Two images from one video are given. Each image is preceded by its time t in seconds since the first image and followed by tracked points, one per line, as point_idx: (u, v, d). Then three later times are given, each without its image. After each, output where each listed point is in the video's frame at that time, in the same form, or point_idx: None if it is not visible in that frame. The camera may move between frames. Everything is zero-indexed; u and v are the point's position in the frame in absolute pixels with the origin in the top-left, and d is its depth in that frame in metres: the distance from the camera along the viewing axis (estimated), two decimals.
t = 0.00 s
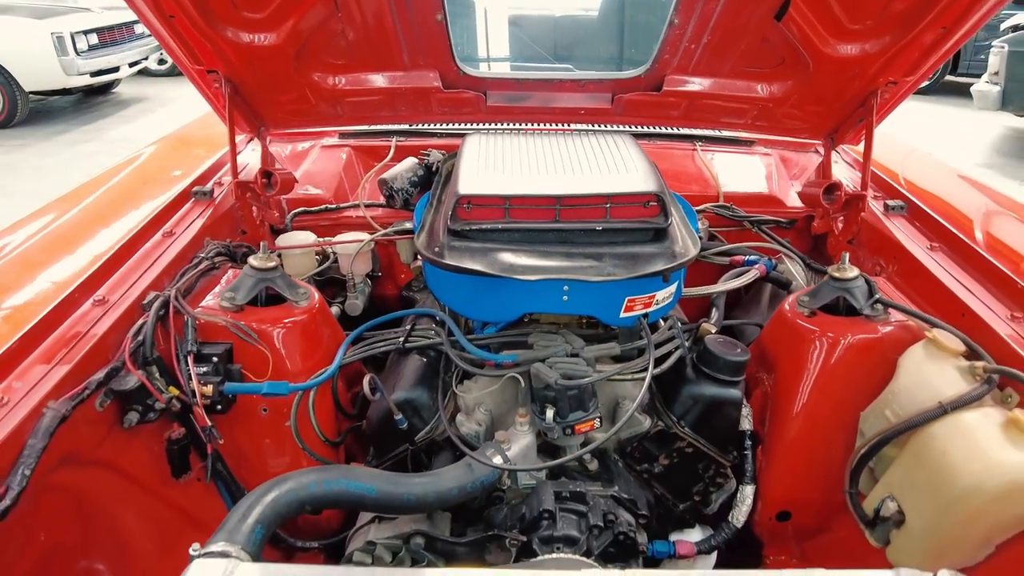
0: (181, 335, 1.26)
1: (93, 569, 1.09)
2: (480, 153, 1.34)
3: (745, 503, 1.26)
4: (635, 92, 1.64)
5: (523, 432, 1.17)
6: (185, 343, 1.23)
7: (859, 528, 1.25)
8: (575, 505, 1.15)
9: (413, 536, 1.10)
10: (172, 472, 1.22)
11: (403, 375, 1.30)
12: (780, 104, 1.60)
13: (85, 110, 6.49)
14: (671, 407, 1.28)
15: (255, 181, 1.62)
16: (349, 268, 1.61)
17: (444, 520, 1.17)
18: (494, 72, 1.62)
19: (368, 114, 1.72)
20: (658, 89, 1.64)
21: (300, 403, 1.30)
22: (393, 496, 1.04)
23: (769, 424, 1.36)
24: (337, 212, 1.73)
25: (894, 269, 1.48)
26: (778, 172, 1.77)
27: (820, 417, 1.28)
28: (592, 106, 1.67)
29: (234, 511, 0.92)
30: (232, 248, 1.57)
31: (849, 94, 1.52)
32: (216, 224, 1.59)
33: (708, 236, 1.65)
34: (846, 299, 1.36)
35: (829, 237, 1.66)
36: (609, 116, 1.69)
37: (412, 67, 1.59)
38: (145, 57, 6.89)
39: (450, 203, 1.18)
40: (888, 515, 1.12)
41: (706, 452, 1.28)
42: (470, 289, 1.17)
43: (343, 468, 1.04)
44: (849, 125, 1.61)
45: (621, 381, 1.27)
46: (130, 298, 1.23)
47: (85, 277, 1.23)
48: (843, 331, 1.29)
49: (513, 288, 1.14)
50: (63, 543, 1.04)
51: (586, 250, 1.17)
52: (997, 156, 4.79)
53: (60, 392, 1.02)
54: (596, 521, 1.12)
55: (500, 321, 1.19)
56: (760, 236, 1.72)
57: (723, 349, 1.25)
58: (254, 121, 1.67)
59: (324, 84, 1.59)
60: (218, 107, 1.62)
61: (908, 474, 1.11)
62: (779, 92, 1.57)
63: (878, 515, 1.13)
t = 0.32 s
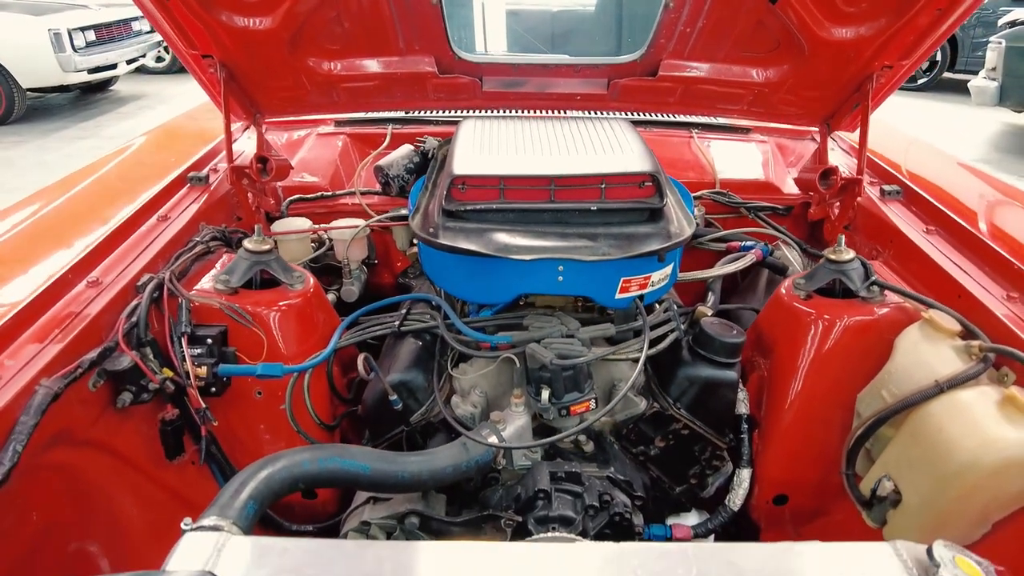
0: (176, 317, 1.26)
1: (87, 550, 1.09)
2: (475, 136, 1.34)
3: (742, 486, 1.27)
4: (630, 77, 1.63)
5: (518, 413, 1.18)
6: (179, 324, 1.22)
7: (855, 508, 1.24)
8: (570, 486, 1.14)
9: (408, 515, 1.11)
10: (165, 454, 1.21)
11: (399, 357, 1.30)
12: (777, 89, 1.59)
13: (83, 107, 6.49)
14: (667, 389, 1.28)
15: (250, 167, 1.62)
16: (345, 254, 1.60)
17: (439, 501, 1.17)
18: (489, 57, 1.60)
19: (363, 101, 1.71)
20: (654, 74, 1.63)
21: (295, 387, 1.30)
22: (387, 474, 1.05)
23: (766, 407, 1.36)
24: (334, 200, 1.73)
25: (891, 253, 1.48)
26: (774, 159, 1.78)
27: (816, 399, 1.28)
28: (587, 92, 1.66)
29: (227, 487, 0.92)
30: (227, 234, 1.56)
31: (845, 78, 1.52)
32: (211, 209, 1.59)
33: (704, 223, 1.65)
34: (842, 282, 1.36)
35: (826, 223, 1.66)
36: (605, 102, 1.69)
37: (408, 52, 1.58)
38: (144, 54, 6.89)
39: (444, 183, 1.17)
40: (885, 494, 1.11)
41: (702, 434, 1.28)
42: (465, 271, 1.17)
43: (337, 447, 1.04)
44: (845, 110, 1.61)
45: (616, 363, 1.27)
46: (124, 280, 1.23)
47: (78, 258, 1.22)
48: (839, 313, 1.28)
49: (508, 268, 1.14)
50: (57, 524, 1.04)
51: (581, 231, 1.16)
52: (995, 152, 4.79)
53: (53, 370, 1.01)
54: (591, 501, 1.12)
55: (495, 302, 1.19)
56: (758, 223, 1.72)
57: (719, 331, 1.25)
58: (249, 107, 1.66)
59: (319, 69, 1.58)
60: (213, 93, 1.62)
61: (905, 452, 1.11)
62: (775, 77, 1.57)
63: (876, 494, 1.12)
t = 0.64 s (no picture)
0: (164, 298, 1.24)
1: (72, 532, 1.08)
2: (469, 113, 1.31)
3: (742, 471, 1.24)
4: (628, 58, 1.60)
5: (514, 394, 1.16)
6: (168, 305, 1.20)
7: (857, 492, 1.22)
8: (566, 469, 1.13)
9: (400, 497, 1.08)
10: (153, 437, 1.19)
11: (393, 339, 1.28)
12: (775, 71, 1.58)
13: (80, 103, 6.46)
14: (665, 370, 1.25)
15: (242, 150, 1.59)
16: (338, 238, 1.58)
17: (432, 485, 1.15)
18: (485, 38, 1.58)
19: (357, 83, 1.69)
20: (652, 54, 1.60)
21: (286, 370, 1.27)
22: (379, 454, 1.03)
23: (765, 391, 1.34)
24: (328, 184, 1.71)
25: (891, 236, 1.46)
26: (773, 144, 1.77)
27: (817, 381, 1.26)
28: (584, 74, 1.64)
29: (213, 466, 0.89)
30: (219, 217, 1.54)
31: (845, 59, 1.50)
32: (202, 192, 1.56)
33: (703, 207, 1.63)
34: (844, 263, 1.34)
35: (826, 207, 1.64)
36: (602, 84, 1.67)
37: (401, 33, 1.56)
38: (140, 51, 6.86)
39: (438, 160, 1.15)
40: (887, 476, 1.09)
41: (701, 417, 1.25)
42: (458, 250, 1.15)
43: (327, 426, 1.02)
44: (845, 92, 1.61)
45: (613, 345, 1.25)
46: (111, 259, 1.21)
47: (63, 238, 1.20)
48: (840, 294, 1.26)
49: (502, 246, 1.12)
50: (41, 507, 1.02)
51: (577, 208, 1.14)
52: (994, 146, 4.78)
53: (35, 348, 0.99)
54: (587, 483, 1.11)
55: (489, 282, 1.17)
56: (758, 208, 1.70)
57: (720, 313, 1.24)
58: (242, 90, 1.65)
59: (312, 50, 1.56)
60: (207, 76, 1.61)
61: (908, 433, 1.08)
62: (774, 57, 1.54)
63: (878, 476, 1.10)
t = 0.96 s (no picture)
0: (150, 285, 1.21)
1: (50, 520, 1.06)
2: (461, 95, 1.27)
3: (741, 462, 1.22)
4: (626, 42, 1.57)
5: (507, 382, 1.13)
6: (153, 291, 1.17)
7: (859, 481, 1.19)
8: (561, 458, 1.10)
9: (390, 487, 1.06)
10: (137, 426, 1.16)
11: (384, 327, 1.25)
12: (775, 55, 1.55)
13: (76, 99, 6.42)
14: (663, 358, 1.22)
15: (231, 135, 1.55)
16: (330, 226, 1.55)
17: (424, 475, 1.12)
18: (480, 22, 1.55)
19: (350, 69, 1.66)
20: (649, 39, 1.57)
21: (275, 359, 1.24)
22: (367, 442, 1.00)
23: (765, 380, 1.31)
24: (319, 173, 1.68)
25: (894, 223, 1.43)
26: (773, 132, 1.74)
27: (818, 370, 1.23)
28: (580, 59, 1.61)
29: (195, 453, 0.86)
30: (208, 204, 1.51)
31: (847, 42, 1.47)
32: (191, 178, 1.54)
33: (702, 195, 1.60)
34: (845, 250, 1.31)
35: (827, 195, 1.61)
36: (599, 70, 1.64)
37: (393, 17, 1.52)
38: (137, 47, 6.83)
39: (429, 141, 1.11)
40: (890, 466, 1.06)
41: (698, 406, 1.22)
42: (450, 234, 1.12)
43: (314, 414, 0.99)
44: (846, 78, 1.58)
45: (608, 332, 1.22)
46: (95, 245, 1.17)
47: (46, 222, 1.17)
48: (841, 280, 1.23)
49: (495, 230, 1.09)
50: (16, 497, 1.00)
51: (572, 191, 1.11)
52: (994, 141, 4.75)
53: (13, 333, 0.96)
54: (582, 473, 1.08)
55: (482, 268, 1.14)
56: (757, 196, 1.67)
57: (719, 300, 1.21)
58: (232, 75, 1.62)
59: (303, 35, 1.53)
60: (195, 61, 1.57)
61: (912, 422, 1.05)
62: (774, 41, 1.51)
63: (881, 465, 1.08)
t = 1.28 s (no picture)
0: (131, 271, 1.16)
1: (24, 510, 1.03)
2: (454, 75, 1.23)
3: (742, 455, 1.18)
4: (623, 25, 1.54)
5: (500, 372, 1.10)
6: (134, 278, 1.13)
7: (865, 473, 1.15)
8: (556, 450, 1.06)
9: (377, 480, 1.03)
10: (117, 418, 1.13)
11: (374, 316, 1.22)
12: (776, 39, 1.51)
13: (71, 95, 6.37)
14: (661, 348, 1.19)
15: (218, 121, 1.51)
16: (320, 214, 1.51)
17: (415, 468, 1.09)
18: (474, 5, 1.49)
19: (341, 53, 1.62)
20: (647, 22, 1.53)
21: (261, 348, 1.19)
22: (353, 433, 0.96)
23: (767, 372, 1.27)
24: (310, 162, 1.64)
25: (899, 211, 1.40)
26: (774, 120, 1.70)
27: (822, 360, 1.19)
28: (577, 43, 1.57)
29: (170, 442, 0.82)
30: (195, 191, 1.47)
31: (849, 25, 1.42)
32: (178, 165, 1.50)
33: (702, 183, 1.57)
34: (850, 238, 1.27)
35: (830, 182, 1.57)
36: (597, 54, 1.60)
37: None
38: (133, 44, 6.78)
39: (419, 122, 1.07)
40: (897, 458, 1.03)
41: (698, 396, 1.18)
42: (441, 218, 1.08)
43: (297, 403, 0.95)
44: (849, 63, 1.54)
45: (606, 321, 1.19)
46: (74, 230, 1.13)
47: (23, 205, 1.13)
48: (846, 267, 1.19)
49: (487, 213, 1.05)
50: None
51: (567, 173, 1.07)
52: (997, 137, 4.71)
53: None
54: (578, 466, 1.04)
55: (474, 254, 1.10)
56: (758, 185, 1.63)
57: (720, 288, 1.17)
58: (220, 61, 1.58)
59: (291, 18, 1.48)
60: (183, 45, 1.54)
61: (919, 412, 1.01)
62: (775, 24, 1.47)
63: (888, 458, 1.04)
